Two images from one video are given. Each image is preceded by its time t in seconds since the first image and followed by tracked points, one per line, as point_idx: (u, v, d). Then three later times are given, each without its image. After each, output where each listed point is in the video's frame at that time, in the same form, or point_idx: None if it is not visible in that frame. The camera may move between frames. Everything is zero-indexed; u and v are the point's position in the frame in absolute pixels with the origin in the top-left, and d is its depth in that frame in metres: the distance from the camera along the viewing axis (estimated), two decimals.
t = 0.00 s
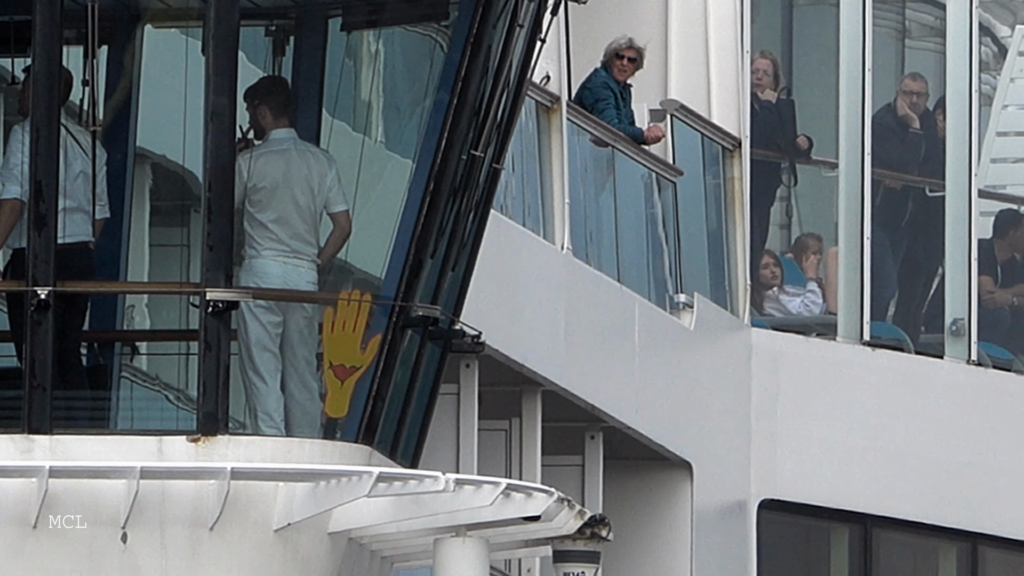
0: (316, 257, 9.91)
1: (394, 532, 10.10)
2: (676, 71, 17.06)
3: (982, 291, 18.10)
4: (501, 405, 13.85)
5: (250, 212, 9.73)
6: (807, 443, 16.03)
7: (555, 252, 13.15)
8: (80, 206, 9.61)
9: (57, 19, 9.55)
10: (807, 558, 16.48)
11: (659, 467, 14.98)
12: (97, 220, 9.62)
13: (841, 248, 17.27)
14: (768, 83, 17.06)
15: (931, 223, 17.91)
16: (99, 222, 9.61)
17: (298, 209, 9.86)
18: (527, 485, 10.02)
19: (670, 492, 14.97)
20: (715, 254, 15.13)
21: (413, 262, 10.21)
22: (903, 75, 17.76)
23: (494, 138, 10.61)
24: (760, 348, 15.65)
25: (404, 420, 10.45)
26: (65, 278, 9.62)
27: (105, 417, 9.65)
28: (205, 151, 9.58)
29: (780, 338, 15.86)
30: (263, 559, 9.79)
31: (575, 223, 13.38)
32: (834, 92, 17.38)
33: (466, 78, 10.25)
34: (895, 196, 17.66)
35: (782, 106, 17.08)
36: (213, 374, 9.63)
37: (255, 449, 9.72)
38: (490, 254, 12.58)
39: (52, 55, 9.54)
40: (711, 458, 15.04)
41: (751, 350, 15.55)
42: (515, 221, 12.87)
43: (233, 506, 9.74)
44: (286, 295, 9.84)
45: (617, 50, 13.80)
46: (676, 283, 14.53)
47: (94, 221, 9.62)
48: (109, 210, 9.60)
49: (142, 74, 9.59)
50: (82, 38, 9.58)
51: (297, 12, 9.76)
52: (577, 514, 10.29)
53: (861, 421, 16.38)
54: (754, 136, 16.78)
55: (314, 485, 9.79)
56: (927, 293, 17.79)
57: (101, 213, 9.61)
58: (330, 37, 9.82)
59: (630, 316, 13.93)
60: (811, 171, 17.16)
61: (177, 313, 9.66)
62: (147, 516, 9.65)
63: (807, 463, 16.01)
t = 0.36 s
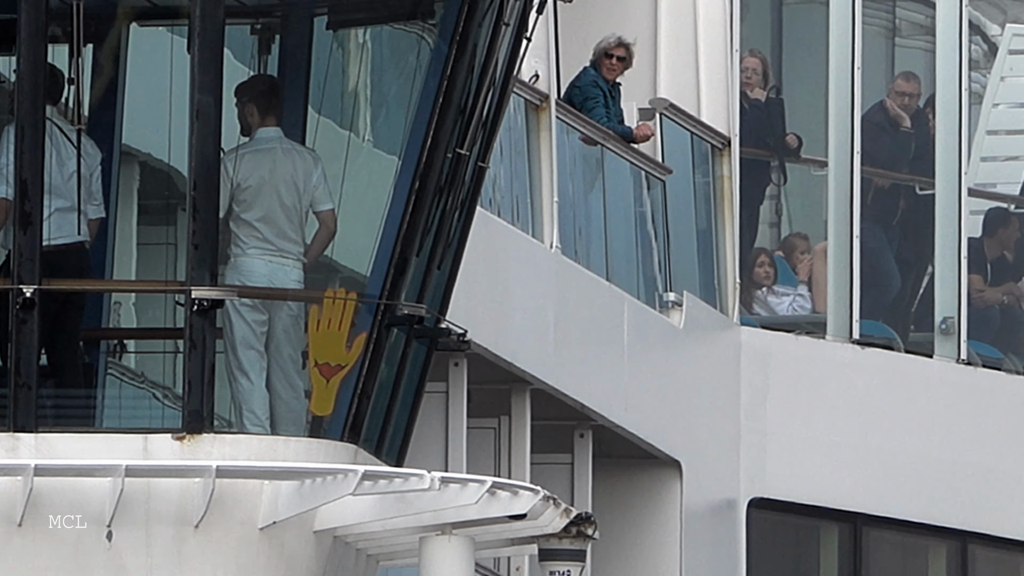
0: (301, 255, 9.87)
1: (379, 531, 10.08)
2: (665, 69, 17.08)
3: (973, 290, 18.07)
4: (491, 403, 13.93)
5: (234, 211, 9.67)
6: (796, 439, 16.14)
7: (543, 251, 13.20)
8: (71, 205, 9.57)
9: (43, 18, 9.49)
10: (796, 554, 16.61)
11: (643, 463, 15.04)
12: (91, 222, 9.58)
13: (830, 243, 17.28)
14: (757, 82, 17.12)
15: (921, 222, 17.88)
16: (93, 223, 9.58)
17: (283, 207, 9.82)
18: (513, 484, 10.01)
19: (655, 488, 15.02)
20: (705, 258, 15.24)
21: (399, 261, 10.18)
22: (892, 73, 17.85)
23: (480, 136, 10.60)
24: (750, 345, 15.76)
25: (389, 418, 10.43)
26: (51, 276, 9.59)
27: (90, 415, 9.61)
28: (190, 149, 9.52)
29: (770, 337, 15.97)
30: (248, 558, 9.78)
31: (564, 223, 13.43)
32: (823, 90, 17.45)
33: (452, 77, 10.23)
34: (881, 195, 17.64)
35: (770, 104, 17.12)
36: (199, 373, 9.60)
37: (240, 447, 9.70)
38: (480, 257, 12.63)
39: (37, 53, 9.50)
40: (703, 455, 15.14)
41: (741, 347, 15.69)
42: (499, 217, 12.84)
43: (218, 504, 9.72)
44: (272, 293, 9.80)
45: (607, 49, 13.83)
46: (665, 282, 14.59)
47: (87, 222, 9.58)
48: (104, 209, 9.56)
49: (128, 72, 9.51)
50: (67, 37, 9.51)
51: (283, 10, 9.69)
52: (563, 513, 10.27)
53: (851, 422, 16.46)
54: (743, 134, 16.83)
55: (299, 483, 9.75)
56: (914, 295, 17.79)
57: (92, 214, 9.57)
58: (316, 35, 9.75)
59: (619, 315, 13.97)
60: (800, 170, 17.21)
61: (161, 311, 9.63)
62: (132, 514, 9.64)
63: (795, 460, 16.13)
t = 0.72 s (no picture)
0: (288, 255, 9.82)
1: (364, 530, 10.04)
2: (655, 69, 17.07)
3: (962, 290, 18.15)
4: (479, 403, 14.00)
5: (220, 210, 9.63)
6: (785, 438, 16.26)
7: (532, 250, 13.21)
8: (60, 207, 9.51)
9: (30, 16, 9.47)
10: (786, 552, 16.69)
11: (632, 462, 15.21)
12: (83, 224, 9.52)
13: (820, 241, 17.32)
14: (746, 81, 17.00)
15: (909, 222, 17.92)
16: (86, 225, 9.52)
17: (269, 206, 9.78)
18: (498, 483, 9.99)
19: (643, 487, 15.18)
20: (694, 256, 15.41)
21: (384, 260, 10.14)
22: (883, 74, 17.82)
23: (464, 135, 10.58)
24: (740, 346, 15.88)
25: (375, 417, 10.37)
26: (36, 275, 9.55)
27: (76, 415, 9.56)
28: (176, 147, 9.48)
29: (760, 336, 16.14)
30: (233, 557, 9.73)
31: (552, 222, 13.47)
32: (813, 89, 17.43)
33: (437, 75, 10.20)
34: (870, 194, 17.66)
35: (759, 104, 17.00)
36: (184, 372, 9.57)
37: (226, 446, 9.65)
38: (471, 261, 12.68)
39: (21, 53, 9.48)
40: (693, 452, 15.27)
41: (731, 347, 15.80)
42: (486, 215, 12.85)
43: (204, 503, 9.67)
44: (258, 292, 9.76)
45: (595, 48, 13.78)
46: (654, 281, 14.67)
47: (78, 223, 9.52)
48: (97, 212, 9.51)
49: (113, 72, 9.45)
50: (53, 36, 9.48)
51: (268, 9, 9.66)
52: (549, 512, 10.28)
53: (840, 421, 16.63)
54: (732, 133, 16.67)
55: (285, 482, 9.69)
56: (903, 293, 17.83)
57: (85, 216, 9.52)
58: (301, 35, 9.71)
59: (608, 315, 14.01)
60: (790, 169, 17.19)
61: (146, 311, 9.57)
62: (117, 514, 9.59)
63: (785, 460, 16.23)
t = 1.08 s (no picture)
0: (273, 252, 9.80)
1: (350, 528, 10.03)
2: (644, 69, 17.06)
3: (951, 288, 18.18)
4: (468, 401, 14.03)
5: (205, 207, 9.63)
6: (776, 436, 16.33)
7: (521, 248, 13.23)
8: (46, 206, 9.49)
9: (14, 15, 9.45)
10: (776, 550, 16.77)
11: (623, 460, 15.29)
12: (71, 223, 9.50)
13: (808, 232, 17.30)
14: (736, 79, 17.00)
15: (900, 219, 17.92)
16: (73, 225, 9.50)
17: (255, 203, 9.76)
18: (485, 481, 9.99)
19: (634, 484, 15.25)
20: (684, 256, 15.49)
21: (370, 258, 10.08)
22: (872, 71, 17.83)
23: (451, 134, 10.53)
24: (728, 344, 15.96)
25: (361, 416, 10.28)
26: (21, 273, 9.52)
27: (61, 414, 9.53)
28: (162, 145, 9.47)
29: (750, 335, 16.19)
30: (219, 556, 9.71)
31: (541, 221, 13.50)
32: (804, 85, 17.41)
33: (423, 73, 10.16)
34: (860, 191, 17.68)
35: (749, 102, 17.06)
36: (170, 370, 9.56)
37: (211, 445, 9.63)
38: (461, 260, 12.69)
39: (7, 51, 9.47)
40: (682, 450, 15.32)
41: (719, 346, 15.88)
42: (477, 212, 12.87)
43: (190, 501, 9.64)
44: (244, 290, 9.75)
45: (585, 47, 13.77)
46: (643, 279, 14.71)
47: (65, 222, 9.50)
48: (84, 212, 9.48)
49: (99, 71, 9.43)
50: (39, 34, 9.47)
51: (254, 7, 9.64)
52: (535, 509, 10.30)
53: (830, 419, 16.67)
54: (721, 130, 16.77)
55: (270, 481, 9.66)
56: (893, 292, 17.81)
57: (73, 216, 9.49)
58: (287, 32, 9.69)
59: (597, 313, 14.05)
60: (779, 166, 17.17)
61: (131, 309, 9.54)
62: (103, 512, 9.55)
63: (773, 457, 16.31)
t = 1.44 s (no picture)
0: (260, 248, 9.76)
1: (335, 526, 10.01)
2: (634, 68, 17.00)
3: (940, 286, 18.23)
4: (457, 399, 14.06)
5: (192, 204, 9.59)
6: (766, 434, 16.34)
7: (510, 246, 13.25)
8: (32, 204, 9.48)
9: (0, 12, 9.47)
10: (767, 548, 16.77)
11: (610, 458, 15.31)
12: (56, 222, 9.48)
13: (799, 238, 17.31)
14: (726, 76, 17.00)
15: (889, 218, 17.92)
16: (59, 223, 9.48)
17: (241, 200, 9.71)
18: (471, 479, 9.96)
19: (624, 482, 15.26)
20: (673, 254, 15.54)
21: (355, 256, 10.05)
22: (861, 69, 17.83)
23: (437, 131, 10.50)
24: (718, 342, 15.98)
25: (347, 415, 10.26)
26: (7, 271, 9.55)
27: (47, 412, 9.54)
28: (147, 142, 9.43)
29: (739, 332, 16.22)
30: (204, 554, 9.69)
31: (531, 220, 13.53)
32: (793, 83, 17.42)
33: (409, 71, 10.15)
34: (849, 189, 17.67)
35: (739, 100, 17.04)
36: (155, 368, 9.53)
37: (197, 442, 9.60)
38: (451, 260, 12.68)
39: None
40: (670, 448, 15.35)
41: (708, 344, 15.89)
42: (466, 209, 12.88)
43: (175, 499, 9.61)
44: (231, 288, 9.71)
45: (575, 45, 13.84)
46: (632, 277, 14.72)
47: (51, 220, 9.48)
48: (70, 210, 9.47)
49: (85, 68, 9.44)
50: (25, 31, 9.49)
51: (240, 3, 9.64)
52: (520, 508, 10.29)
53: (820, 418, 16.72)
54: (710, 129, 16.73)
55: (256, 479, 9.62)
56: (882, 291, 17.82)
57: (59, 214, 9.47)
58: (272, 30, 9.67)
59: (587, 311, 14.08)
60: (769, 164, 17.18)
61: (116, 306, 9.53)
62: (88, 509, 9.52)
63: (763, 455, 16.32)
